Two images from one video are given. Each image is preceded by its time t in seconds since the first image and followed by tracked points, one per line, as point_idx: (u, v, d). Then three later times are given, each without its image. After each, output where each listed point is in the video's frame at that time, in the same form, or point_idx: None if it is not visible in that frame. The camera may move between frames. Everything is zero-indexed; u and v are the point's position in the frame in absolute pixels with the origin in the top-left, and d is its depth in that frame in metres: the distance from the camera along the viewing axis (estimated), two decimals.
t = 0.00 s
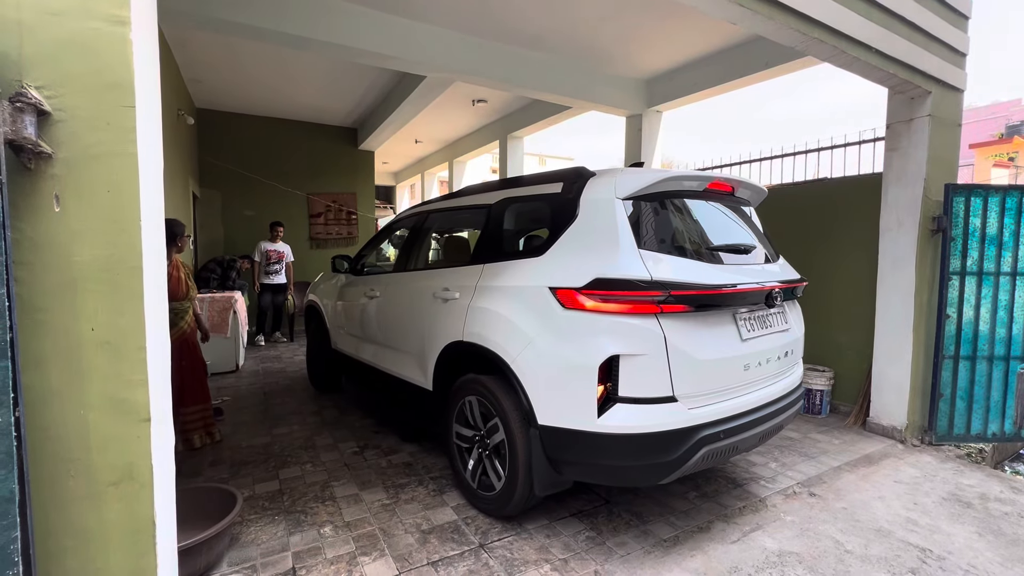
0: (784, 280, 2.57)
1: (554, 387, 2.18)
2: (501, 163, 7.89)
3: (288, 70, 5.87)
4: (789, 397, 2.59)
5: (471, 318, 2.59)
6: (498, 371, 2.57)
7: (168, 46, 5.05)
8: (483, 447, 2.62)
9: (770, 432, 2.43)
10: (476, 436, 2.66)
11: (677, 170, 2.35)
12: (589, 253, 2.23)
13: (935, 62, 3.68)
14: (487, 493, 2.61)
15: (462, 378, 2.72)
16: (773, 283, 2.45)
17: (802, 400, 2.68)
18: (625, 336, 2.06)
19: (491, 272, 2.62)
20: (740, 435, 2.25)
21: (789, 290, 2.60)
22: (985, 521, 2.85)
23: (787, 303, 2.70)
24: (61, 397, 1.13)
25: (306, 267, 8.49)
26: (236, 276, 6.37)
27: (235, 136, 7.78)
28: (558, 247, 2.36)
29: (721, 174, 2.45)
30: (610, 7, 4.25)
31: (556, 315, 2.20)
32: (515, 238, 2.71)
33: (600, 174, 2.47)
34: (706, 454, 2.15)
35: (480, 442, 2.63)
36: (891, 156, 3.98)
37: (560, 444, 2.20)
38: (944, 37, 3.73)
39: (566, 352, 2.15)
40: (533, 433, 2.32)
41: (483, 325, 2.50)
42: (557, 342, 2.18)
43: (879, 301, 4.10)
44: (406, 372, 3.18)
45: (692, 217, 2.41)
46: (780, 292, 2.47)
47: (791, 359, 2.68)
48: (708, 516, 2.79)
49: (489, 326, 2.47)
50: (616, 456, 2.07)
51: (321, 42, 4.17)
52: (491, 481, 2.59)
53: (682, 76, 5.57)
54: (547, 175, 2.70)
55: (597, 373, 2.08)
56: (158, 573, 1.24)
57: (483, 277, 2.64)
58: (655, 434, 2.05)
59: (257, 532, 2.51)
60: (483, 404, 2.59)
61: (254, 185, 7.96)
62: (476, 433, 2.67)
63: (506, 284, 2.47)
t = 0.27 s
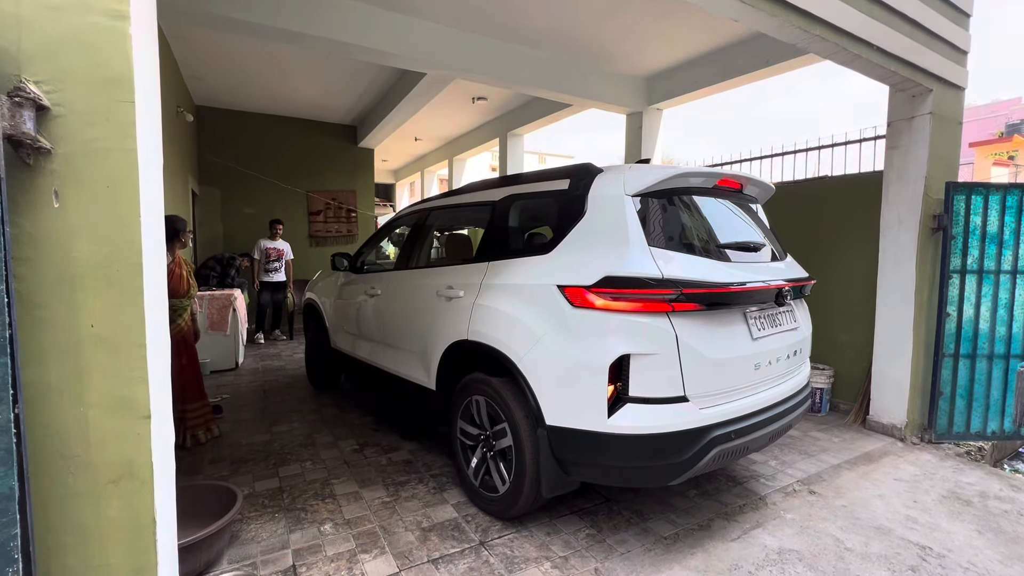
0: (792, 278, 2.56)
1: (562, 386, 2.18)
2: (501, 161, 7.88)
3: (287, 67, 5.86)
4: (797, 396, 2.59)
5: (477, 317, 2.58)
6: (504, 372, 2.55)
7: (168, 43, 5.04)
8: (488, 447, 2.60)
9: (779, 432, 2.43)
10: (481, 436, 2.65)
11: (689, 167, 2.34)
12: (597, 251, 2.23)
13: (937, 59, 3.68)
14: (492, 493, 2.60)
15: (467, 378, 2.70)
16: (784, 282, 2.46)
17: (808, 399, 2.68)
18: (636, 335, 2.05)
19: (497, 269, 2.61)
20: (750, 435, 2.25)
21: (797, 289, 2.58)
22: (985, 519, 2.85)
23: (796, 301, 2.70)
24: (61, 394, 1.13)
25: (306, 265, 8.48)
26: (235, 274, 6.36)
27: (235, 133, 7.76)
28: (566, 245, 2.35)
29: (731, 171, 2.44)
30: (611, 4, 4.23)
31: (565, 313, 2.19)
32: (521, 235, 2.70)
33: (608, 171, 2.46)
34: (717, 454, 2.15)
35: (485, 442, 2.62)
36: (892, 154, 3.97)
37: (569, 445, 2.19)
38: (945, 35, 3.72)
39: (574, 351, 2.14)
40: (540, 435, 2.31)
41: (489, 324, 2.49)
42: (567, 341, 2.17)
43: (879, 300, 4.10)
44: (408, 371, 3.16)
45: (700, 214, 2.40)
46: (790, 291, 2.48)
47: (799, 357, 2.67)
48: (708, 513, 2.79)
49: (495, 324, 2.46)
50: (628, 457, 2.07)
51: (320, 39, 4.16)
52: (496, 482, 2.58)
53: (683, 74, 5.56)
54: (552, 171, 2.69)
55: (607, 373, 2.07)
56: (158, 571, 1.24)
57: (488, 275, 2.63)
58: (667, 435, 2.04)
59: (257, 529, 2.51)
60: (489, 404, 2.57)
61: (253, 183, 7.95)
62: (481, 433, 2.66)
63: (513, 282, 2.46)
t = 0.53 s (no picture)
0: (803, 277, 2.55)
1: (571, 386, 2.15)
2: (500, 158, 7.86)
3: (285, 63, 5.83)
4: (806, 396, 2.58)
5: (484, 315, 2.54)
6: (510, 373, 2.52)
7: (165, 38, 5.00)
8: (494, 449, 2.57)
9: (790, 432, 2.42)
10: (487, 437, 2.62)
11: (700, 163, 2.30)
12: (608, 248, 2.21)
13: (936, 57, 3.67)
14: (498, 495, 2.57)
15: (473, 378, 2.66)
16: (796, 280, 2.45)
17: (816, 398, 2.67)
18: (649, 335, 2.02)
19: (502, 267, 2.59)
20: (763, 435, 2.23)
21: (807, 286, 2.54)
22: (982, 516, 2.86)
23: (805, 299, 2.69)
24: (60, 391, 1.12)
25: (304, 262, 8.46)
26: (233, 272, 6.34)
27: (233, 130, 7.73)
28: (575, 242, 2.33)
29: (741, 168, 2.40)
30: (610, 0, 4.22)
31: (575, 312, 2.16)
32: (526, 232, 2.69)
33: (616, 167, 2.44)
34: (731, 455, 2.13)
35: (491, 442, 2.59)
36: (891, 152, 3.97)
37: (581, 446, 2.17)
38: (944, 32, 3.72)
39: (585, 350, 2.12)
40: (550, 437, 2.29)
41: (495, 323, 2.47)
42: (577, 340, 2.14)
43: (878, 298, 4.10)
44: (410, 370, 3.14)
45: (711, 210, 2.36)
46: (802, 289, 2.48)
47: (807, 356, 2.66)
48: (708, 511, 2.80)
49: (503, 323, 2.43)
50: (642, 459, 2.04)
51: (319, 35, 4.14)
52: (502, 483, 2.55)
53: (683, 71, 5.55)
54: (557, 167, 2.67)
55: (620, 373, 2.04)
56: (158, 570, 1.23)
57: (494, 274, 2.60)
58: (682, 436, 2.01)
59: (256, 527, 2.50)
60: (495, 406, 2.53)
61: (251, 180, 7.92)
62: (486, 433, 2.62)
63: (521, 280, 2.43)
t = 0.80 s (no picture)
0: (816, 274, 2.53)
1: (581, 386, 2.11)
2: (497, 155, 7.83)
3: (281, 59, 5.79)
4: (817, 395, 2.55)
5: (492, 314, 2.51)
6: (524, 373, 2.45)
7: (159, 33, 4.96)
8: (502, 450, 2.52)
9: (802, 431, 2.40)
10: (495, 436, 2.57)
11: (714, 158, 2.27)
12: (620, 244, 2.16)
13: (934, 54, 3.68)
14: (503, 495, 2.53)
15: (483, 376, 2.60)
16: (811, 278, 2.44)
17: (826, 397, 2.65)
18: (666, 334, 1.98)
19: (510, 264, 2.55)
20: (778, 436, 2.20)
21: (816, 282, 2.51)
22: (978, 511, 2.87)
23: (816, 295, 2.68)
24: (54, 389, 1.11)
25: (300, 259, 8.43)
26: (229, 269, 6.30)
27: (228, 126, 7.69)
28: (585, 239, 2.29)
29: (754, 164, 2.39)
30: None
31: (588, 310, 2.12)
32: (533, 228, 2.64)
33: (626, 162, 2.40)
34: (746, 456, 2.09)
35: (499, 441, 2.54)
36: (889, 149, 3.98)
37: (593, 446, 2.13)
38: (942, 29, 3.72)
39: (599, 350, 2.07)
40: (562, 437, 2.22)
41: (503, 322, 2.44)
42: (591, 339, 2.10)
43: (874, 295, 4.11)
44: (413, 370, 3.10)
45: (722, 206, 2.33)
46: (816, 286, 2.48)
47: (818, 354, 2.64)
48: (706, 507, 2.80)
49: (512, 322, 2.40)
50: (655, 461, 2.00)
51: (316, 30, 4.11)
52: (509, 484, 2.51)
53: (680, 68, 5.54)
54: (565, 161, 2.60)
55: (636, 373, 2.00)
56: (155, 569, 1.22)
57: (502, 271, 2.56)
58: (698, 437, 1.98)
59: (253, 525, 2.49)
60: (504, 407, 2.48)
61: (247, 177, 7.88)
62: (495, 432, 2.57)
63: (531, 278, 2.39)
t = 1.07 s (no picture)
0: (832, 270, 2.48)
1: (594, 387, 2.06)
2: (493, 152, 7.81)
3: (274, 53, 5.75)
4: (830, 393, 2.52)
5: (501, 313, 2.44)
6: (540, 377, 2.34)
7: (151, 28, 4.91)
8: (510, 453, 2.44)
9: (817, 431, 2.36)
10: (503, 436, 2.48)
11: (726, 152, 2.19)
12: (636, 242, 2.10)
13: (928, 51, 3.69)
14: (507, 496, 2.48)
15: (493, 374, 2.48)
16: (827, 276, 2.38)
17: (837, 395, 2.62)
18: (685, 333, 1.92)
19: (518, 263, 2.49)
20: (795, 436, 2.16)
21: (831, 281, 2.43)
22: (970, 505, 2.90)
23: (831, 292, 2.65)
24: (46, 387, 1.10)
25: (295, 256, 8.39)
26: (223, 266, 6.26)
27: (222, 122, 7.63)
28: (598, 236, 2.23)
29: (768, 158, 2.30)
30: None
31: (604, 309, 2.05)
32: (540, 226, 2.57)
33: (639, 156, 2.32)
34: (764, 458, 2.05)
35: (507, 443, 2.45)
36: (884, 146, 3.99)
37: (608, 449, 2.06)
38: (936, 26, 3.73)
39: (616, 350, 2.01)
40: (579, 446, 2.14)
41: (512, 322, 2.38)
42: (606, 339, 2.03)
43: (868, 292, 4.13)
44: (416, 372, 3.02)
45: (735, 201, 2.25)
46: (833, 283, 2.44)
47: (830, 352, 2.61)
48: (702, 503, 2.81)
49: (522, 322, 2.33)
50: (671, 464, 1.95)
51: (310, 25, 4.08)
52: (513, 485, 2.45)
53: (676, 64, 5.54)
54: (575, 155, 2.52)
55: (654, 374, 1.94)
56: (151, 568, 1.21)
57: (512, 270, 2.49)
58: (718, 439, 1.92)
59: (249, 523, 2.48)
60: (515, 409, 2.38)
61: (241, 173, 7.83)
62: (503, 433, 2.48)
63: (539, 276, 2.34)
